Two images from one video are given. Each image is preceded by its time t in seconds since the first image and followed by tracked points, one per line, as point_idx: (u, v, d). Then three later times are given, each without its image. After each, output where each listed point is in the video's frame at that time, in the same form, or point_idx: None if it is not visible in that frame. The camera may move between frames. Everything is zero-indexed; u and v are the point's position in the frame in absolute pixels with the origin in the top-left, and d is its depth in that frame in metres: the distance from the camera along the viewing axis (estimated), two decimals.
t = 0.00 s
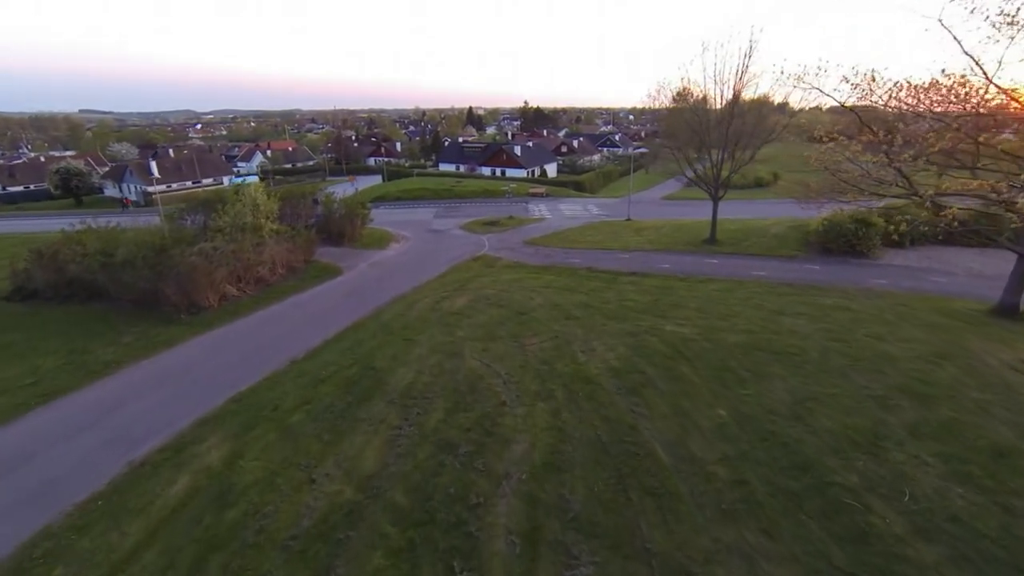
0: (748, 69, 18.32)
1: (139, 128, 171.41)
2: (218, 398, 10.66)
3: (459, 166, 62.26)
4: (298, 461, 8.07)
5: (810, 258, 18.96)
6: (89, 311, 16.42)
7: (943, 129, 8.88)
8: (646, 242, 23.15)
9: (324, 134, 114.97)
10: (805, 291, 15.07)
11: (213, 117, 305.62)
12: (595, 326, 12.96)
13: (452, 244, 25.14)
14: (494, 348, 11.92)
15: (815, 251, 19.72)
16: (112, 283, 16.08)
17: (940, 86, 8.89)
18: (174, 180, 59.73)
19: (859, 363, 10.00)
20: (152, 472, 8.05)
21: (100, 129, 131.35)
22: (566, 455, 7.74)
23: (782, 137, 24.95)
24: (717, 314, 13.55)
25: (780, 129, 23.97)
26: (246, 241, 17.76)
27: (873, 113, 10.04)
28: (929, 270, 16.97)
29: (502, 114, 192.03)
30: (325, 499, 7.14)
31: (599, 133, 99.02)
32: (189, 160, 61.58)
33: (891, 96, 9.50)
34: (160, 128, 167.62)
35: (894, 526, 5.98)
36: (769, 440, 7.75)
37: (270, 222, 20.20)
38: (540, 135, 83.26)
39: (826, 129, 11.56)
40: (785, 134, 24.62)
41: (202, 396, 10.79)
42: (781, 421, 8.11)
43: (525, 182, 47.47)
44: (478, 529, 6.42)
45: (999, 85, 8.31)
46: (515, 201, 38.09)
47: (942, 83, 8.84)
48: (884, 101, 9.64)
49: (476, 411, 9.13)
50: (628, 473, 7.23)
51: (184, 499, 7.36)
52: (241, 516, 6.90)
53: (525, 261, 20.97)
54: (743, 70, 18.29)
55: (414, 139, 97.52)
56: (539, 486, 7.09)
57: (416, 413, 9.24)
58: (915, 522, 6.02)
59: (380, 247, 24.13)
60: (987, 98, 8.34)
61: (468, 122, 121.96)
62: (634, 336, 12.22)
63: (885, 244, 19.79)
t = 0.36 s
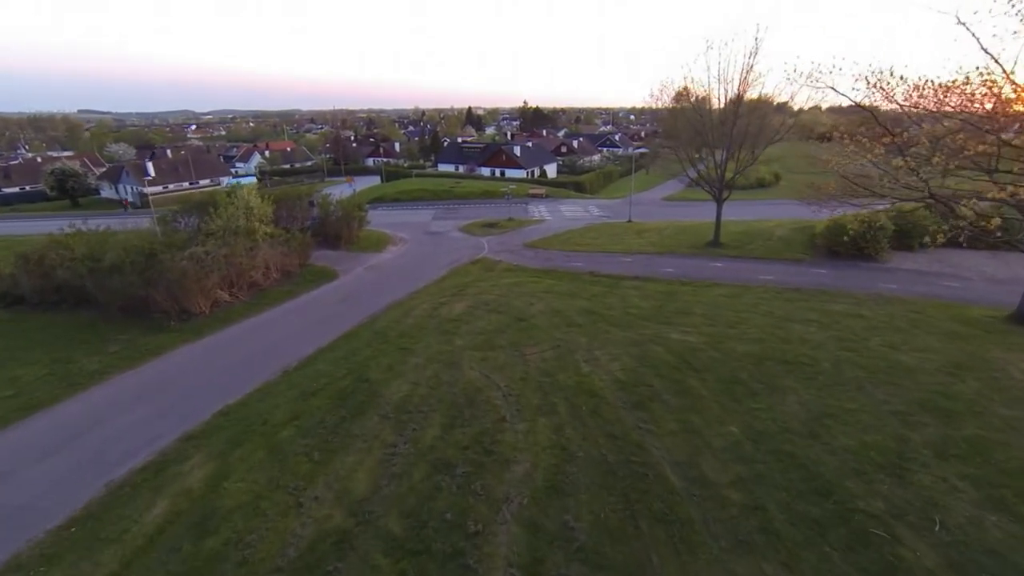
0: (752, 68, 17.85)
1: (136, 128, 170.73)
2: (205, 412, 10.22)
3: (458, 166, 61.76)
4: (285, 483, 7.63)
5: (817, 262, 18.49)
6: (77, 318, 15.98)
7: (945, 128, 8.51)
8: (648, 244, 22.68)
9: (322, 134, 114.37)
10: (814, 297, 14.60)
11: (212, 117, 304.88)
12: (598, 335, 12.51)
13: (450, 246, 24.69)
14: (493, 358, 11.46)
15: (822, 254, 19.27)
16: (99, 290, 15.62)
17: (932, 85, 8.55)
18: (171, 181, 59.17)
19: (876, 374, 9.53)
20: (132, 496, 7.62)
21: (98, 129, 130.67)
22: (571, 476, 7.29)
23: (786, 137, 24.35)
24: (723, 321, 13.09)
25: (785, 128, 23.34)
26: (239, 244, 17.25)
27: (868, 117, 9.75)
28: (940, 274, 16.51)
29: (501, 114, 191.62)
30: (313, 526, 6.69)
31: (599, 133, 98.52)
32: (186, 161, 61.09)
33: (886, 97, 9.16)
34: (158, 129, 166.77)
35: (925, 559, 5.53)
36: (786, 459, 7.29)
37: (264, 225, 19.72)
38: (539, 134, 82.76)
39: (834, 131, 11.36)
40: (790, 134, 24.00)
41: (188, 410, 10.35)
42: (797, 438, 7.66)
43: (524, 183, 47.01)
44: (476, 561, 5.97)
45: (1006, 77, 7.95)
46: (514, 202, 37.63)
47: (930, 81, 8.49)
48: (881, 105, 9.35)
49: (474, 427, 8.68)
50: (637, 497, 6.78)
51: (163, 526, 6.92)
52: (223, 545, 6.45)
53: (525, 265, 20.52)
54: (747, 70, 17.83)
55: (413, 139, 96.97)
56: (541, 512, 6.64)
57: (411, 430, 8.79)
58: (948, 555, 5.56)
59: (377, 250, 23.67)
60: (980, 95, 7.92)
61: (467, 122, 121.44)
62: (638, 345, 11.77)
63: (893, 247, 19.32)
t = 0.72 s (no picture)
0: (766, 65, 17.26)
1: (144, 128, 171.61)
2: (198, 423, 9.83)
3: (463, 167, 61.34)
4: (277, 505, 7.23)
5: (831, 267, 17.94)
6: (74, 322, 15.68)
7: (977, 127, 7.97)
8: (656, 248, 22.18)
9: (328, 134, 114.46)
10: (830, 304, 14.08)
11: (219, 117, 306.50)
12: (606, 344, 12.04)
13: (454, 249, 24.27)
14: (496, 369, 11.02)
15: (835, 259, 18.71)
16: (96, 293, 15.28)
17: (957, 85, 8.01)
18: (176, 181, 59.09)
19: (902, 390, 9.00)
20: (116, 517, 7.24)
21: (106, 130, 131.29)
22: (578, 502, 6.84)
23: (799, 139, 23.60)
24: (736, 330, 12.59)
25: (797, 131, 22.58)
26: (238, 248, 16.87)
27: (891, 117, 9.30)
28: (960, 281, 15.92)
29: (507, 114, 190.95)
30: (303, 555, 6.28)
31: (605, 134, 97.86)
32: (192, 161, 61.01)
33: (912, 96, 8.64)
34: (165, 129, 167.42)
35: None
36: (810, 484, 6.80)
37: (264, 228, 19.36)
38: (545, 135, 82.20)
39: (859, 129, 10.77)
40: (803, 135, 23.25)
41: (181, 420, 9.96)
42: (821, 461, 7.19)
43: (530, 184, 46.53)
44: None
45: None
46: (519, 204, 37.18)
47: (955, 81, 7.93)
48: (904, 106, 8.87)
49: (476, 445, 8.25)
50: (649, 527, 6.33)
51: (146, 553, 6.52)
52: None
53: (530, 268, 20.06)
54: (761, 68, 17.25)
55: (419, 140, 96.66)
56: (547, 543, 6.19)
57: (411, 448, 8.35)
58: None
59: (380, 253, 23.30)
60: (1009, 95, 7.36)
61: (472, 122, 121.07)
62: (648, 356, 11.30)
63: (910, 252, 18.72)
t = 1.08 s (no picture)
0: (784, 63, 16.67)
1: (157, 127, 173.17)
2: (191, 436, 9.49)
3: (472, 167, 60.97)
4: (269, 528, 6.85)
5: (850, 274, 17.29)
6: (74, 323, 15.45)
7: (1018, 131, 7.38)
8: (668, 252, 21.62)
9: (338, 134, 114.70)
10: (851, 314, 13.48)
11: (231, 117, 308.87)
12: (616, 355, 11.57)
13: (462, 252, 23.86)
14: (502, 381, 10.59)
15: (855, 265, 18.08)
16: (96, 296, 15.05)
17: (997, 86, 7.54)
18: (186, 181, 59.26)
19: (933, 410, 8.46)
20: (101, 539, 6.92)
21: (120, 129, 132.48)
22: (587, 531, 6.40)
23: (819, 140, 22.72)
24: (753, 342, 12.06)
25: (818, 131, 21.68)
26: (240, 250, 16.57)
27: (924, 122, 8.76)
28: (988, 291, 15.23)
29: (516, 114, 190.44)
30: None
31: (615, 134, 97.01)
32: (201, 161, 61.17)
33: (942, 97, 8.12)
34: (178, 129, 168.75)
35: None
36: (837, 516, 6.31)
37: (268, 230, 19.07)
38: (555, 136, 81.61)
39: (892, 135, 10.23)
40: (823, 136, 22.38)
41: (175, 432, 9.64)
42: (849, 489, 6.69)
43: (538, 185, 46.02)
44: None
45: None
46: (528, 205, 36.71)
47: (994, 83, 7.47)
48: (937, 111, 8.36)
49: (479, 465, 7.85)
50: (663, 563, 5.88)
51: None
52: None
53: (538, 273, 19.60)
54: (778, 66, 16.67)
55: (428, 140, 96.47)
56: None
57: (411, 467, 7.95)
58: None
59: (386, 255, 22.96)
60: None
61: (482, 122, 120.74)
62: (661, 368, 10.82)
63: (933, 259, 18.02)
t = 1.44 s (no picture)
0: (800, 63, 16.09)
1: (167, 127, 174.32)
2: (180, 451, 9.09)
3: (479, 168, 60.53)
4: (258, 555, 6.47)
5: (869, 281, 16.65)
6: (72, 327, 15.17)
7: None
8: (679, 257, 21.05)
9: (345, 134, 114.69)
10: (872, 324, 12.90)
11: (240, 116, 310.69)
12: (626, 367, 11.08)
13: (467, 254, 23.42)
14: (507, 394, 10.14)
15: (874, 271, 17.44)
16: (95, 300, 14.76)
17: None
18: (194, 181, 59.25)
19: (966, 433, 7.92)
20: (81, 564, 6.55)
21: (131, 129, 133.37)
22: (596, 566, 5.95)
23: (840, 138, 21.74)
24: (769, 354, 11.53)
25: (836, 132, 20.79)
26: (242, 252, 16.30)
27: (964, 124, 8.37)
28: (1016, 300, 14.58)
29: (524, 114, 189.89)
30: None
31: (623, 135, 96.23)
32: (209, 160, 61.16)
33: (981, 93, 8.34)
34: (189, 128, 169.76)
35: None
36: (868, 553, 5.82)
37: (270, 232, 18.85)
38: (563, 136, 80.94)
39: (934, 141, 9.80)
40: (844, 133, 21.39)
41: (164, 447, 9.22)
42: (880, 522, 6.19)
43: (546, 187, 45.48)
44: None
45: None
46: (535, 207, 36.23)
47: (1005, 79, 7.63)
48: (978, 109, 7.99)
49: (481, 488, 7.41)
50: None
51: None
52: None
53: (545, 277, 19.11)
54: (795, 67, 16.09)
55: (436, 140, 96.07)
56: None
57: (410, 489, 7.52)
58: None
59: (390, 257, 22.58)
60: None
61: (490, 122, 120.31)
62: (673, 383, 10.33)
63: (956, 265, 17.35)
